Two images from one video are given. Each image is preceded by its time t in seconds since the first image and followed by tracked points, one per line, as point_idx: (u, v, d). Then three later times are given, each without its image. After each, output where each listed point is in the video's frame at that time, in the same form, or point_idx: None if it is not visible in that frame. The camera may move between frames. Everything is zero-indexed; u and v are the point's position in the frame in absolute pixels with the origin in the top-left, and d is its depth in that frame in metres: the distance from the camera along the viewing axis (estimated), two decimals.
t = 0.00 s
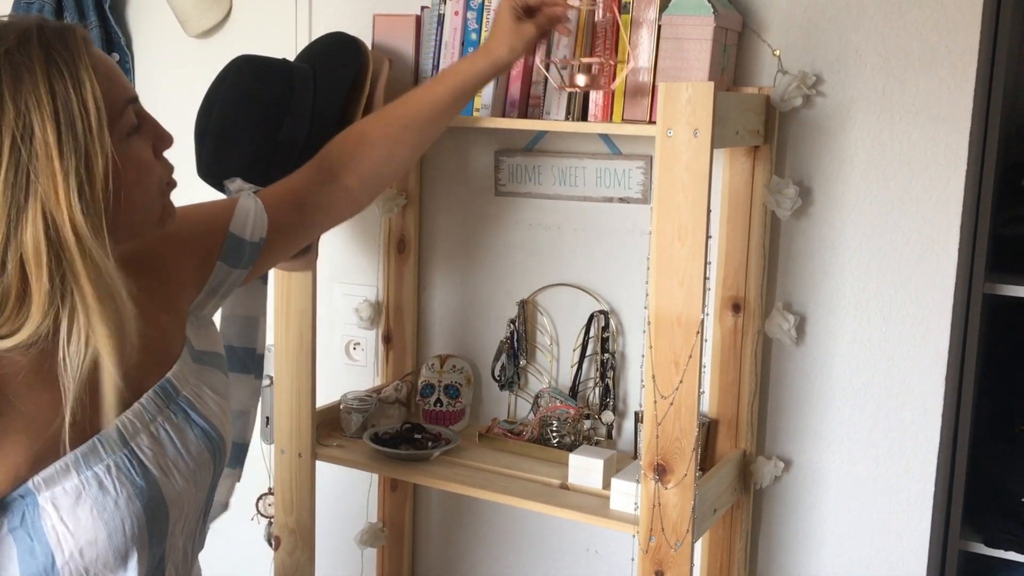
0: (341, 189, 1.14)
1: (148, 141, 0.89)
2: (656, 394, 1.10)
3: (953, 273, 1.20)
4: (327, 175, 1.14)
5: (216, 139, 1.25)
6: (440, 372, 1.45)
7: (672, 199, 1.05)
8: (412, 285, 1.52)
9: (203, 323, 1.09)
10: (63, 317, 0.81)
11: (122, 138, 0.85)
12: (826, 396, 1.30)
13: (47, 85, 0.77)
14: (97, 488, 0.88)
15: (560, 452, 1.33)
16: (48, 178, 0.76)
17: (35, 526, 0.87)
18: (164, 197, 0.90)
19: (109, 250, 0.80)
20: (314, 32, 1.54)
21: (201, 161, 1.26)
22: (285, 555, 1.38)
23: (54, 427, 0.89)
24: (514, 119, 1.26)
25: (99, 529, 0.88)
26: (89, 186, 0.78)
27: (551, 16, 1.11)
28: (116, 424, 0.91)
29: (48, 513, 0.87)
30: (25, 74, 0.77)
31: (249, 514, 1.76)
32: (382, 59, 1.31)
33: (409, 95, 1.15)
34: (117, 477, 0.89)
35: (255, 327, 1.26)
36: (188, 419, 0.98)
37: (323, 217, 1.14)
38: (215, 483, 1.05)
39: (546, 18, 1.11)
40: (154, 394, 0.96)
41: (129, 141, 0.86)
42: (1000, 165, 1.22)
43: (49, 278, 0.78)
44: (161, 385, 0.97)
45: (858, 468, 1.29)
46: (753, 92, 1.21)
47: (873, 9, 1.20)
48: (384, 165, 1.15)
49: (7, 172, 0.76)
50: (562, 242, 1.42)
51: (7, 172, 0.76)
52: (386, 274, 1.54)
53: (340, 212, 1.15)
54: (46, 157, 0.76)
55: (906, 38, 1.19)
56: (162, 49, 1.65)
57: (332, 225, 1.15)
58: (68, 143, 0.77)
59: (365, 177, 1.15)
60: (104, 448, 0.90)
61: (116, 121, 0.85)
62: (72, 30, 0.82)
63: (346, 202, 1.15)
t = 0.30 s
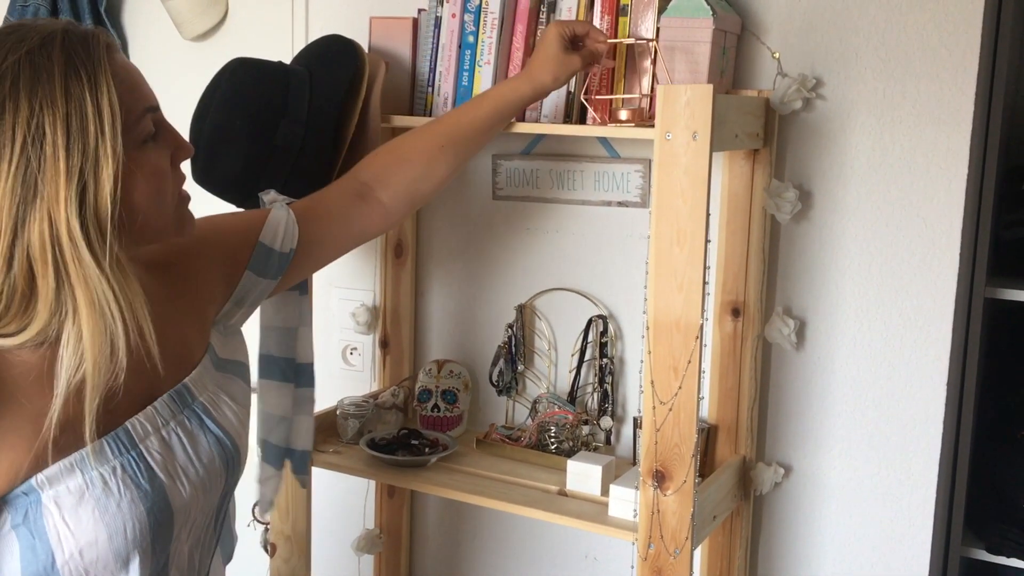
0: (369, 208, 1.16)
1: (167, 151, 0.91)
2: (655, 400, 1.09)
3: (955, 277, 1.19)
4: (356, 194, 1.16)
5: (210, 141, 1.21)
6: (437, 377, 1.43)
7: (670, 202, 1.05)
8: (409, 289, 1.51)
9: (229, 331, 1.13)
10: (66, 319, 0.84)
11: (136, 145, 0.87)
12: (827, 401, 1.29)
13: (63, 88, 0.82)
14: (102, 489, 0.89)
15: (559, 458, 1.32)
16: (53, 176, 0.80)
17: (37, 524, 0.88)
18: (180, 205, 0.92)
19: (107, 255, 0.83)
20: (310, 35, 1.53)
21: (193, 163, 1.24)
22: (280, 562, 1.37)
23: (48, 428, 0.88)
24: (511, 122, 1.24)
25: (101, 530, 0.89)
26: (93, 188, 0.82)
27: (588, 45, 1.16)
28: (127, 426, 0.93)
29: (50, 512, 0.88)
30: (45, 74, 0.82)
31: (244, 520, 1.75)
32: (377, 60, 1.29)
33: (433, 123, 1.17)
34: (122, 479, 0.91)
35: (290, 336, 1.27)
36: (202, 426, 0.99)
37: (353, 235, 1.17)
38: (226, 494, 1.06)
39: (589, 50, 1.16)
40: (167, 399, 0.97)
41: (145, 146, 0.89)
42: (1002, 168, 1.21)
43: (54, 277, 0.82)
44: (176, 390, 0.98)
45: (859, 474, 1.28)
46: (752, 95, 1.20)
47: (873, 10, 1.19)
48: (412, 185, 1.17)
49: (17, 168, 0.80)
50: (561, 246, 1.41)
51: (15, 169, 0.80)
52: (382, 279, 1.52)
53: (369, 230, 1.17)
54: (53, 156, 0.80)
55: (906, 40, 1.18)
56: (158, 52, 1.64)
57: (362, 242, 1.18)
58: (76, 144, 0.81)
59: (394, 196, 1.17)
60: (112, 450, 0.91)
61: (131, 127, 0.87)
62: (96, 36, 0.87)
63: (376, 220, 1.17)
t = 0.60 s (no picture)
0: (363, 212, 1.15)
1: (171, 159, 0.89)
2: (659, 408, 1.08)
3: (964, 283, 1.17)
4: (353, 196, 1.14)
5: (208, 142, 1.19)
6: (438, 384, 1.41)
7: (674, 207, 1.03)
8: (410, 293, 1.49)
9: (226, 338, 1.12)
10: (69, 328, 0.82)
11: (141, 153, 0.85)
12: (832, 409, 1.27)
13: (69, 95, 0.80)
14: (104, 498, 0.88)
15: (561, 466, 1.30)
16: (57, 185, 0.79)
17: (39, 536, 0.86)
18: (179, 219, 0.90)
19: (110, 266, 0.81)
20: (311, 37, 1.52)
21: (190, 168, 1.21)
22: (279, 571, 1.35)
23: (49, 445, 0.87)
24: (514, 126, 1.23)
25: (104, 540, 0.87)
26: (97, 199, 0.80)
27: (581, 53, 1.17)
28: (127, 435, 0.91)
29: (52, 523, 0.87)
30: (51, 82, 0.80)
31: (244, 527, 1.73)
32: (377, 63, 1.27)
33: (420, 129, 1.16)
34: (124, 488, 0.89)
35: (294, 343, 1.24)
36: (203, 433, 0.98)
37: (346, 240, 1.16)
38: (229, 502, 1.05)
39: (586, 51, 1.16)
40: (167, 406, 0.96)
41: (151, 156, 0.87)
42: (1010, 172, 1.19)
43: (57, 286, 0.80)
44: (176, 396, 0.97)
45: (865, 483, 1.26)
46: (758, 99, 1.18)
47: (880, 12, 1.17)
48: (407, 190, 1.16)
49: (21, 176, 0.78)
50: (563, 251, 1.39)
51: (19, 177, 0.78)
52: (384, 282, 1.51)
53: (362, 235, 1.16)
54: (57, 164, 0.79)
55: (914, 42, 1.16)
56: (157, 54, 1.63)
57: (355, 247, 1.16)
58: (81, 152, 0.80)
59: (385, 198, 1.16)
60: (113, 459, 0.90)
61: (137, 136, 0.86)
62: (105, 42, 0.85)
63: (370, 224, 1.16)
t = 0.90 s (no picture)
0: (353, 236, 1.14)
1: (159, 163, 0.86)
2: (670, 414, 1.05)
3: (986, 285, 1.13)
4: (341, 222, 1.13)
5: (211, 139, 1.16)
6: (444, 387, 1.39)
7: (686, 206, 1.00)
8: (416, 295, 1.46)
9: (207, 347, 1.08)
10: (48, 333, 0.80)
11: (127, 156, 0.83)
12: (849, 414, 1.23)
13: (58, 91, 0.77)
14: (91, 504, 0.85)
15: (570, 471, 1.27)
16: (39, 183, 0.76)
17: (25, 543, 0.84)
18: (170, 220, 0.87)
19: (89, 269, 0.78)
20: (316, 33, 1.49)
21: (192, 167, 1.19)
22: None
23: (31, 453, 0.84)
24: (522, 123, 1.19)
25: (92, 546, 0.84)
26: (79, 200, 0.77)
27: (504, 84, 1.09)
28: (114, 438, 0.89)
29: (39, 530, 0.84)
30: (40, 77, 0.78)
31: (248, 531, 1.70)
32: (383, 60, 1.25)
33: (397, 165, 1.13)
34: (113, 493, 0.87)
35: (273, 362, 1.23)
36: (192, 435, 0.95)
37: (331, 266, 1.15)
38: (220, 507, 1.02)
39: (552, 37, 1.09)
40: (155, 408, 0.93)
41: (139, 159, 0.84)
42: None
43: (39, 286, 0.77)
44: (164, 398, 0.94)
45: (883, 490, 1.23)
46: (773, 94, 1.15)
47: (900, 6, 1.14)
48: (398, 215, 1.15)
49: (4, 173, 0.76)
50: (572, 251, 1.36)
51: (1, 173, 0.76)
52: (389, 282, 1.48)
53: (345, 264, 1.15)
54: (40, 161, 0.76)
55: (935, 37, 1.12)
56: (160, 50, 1.61)
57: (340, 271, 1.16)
58: (65, 151, 0.77)
59: (377, 228, 1.15)
60: (100, 463, 0.87)
61: (126, 136, 0.83)
62: (99, 39, 0.83)
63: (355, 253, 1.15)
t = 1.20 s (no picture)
0: (260, 466, 1.15)
1: (141, 193, 0.87)
2: (681, 422, 1.01)
3: (1010, 288, 1.09)
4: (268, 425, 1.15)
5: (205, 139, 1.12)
6: (451, 392, 1.36)
7: (697, 207, 0.96)
8: (422, 298, 1.43)
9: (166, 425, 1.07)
10: (22, 345, 0.81)
11: (114, 181, 0.84)
12: (867, 421, 1.19)
13: (59, 107, 0.79)
14: (55, 529, 0.82)
15: (578, 478, 1.24)
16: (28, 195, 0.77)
17: None
18: (136, 253, 0.88)
19: (70, 291, 0.80)
20: (320, 30, 1.46)
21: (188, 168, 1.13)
22: None
23: None
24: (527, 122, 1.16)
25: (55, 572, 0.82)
26: (66, 219, 0.79)
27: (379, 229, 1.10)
28: (79, 463, 0.86)
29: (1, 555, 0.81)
30: (43, 89, 0.79)
31: (253, 537, 1.68)
32: (386, 58, 1.21)
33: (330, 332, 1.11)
34: (78, 518, 0.83)
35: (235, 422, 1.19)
36: (159, 466, 0.92)
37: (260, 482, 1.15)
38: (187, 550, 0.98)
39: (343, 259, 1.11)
40: (121, 435, 0.90)
41: (122, 186, 0.85)
42: None
43: (18, 298, 0.79)
44: (130, 426, 0.91)
45: (902, 499, 1.19)
46: (788, 91, 1.11)
47: None
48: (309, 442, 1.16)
49: None
50: (581, 252, 1.33)
51: None
52: (394, 284, 1.45)
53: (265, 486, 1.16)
54: (31, 176, 0.77)
55: (957, 31, 1.08)
56: (162, 48, 1.58)
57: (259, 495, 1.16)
58: (58, 167, 0.78)
59: (295, 453, 1.15)
60: (65, 487, 0.84)
61: (116, 163, 0.84)
62: (107, 60, 0.84)
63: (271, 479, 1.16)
